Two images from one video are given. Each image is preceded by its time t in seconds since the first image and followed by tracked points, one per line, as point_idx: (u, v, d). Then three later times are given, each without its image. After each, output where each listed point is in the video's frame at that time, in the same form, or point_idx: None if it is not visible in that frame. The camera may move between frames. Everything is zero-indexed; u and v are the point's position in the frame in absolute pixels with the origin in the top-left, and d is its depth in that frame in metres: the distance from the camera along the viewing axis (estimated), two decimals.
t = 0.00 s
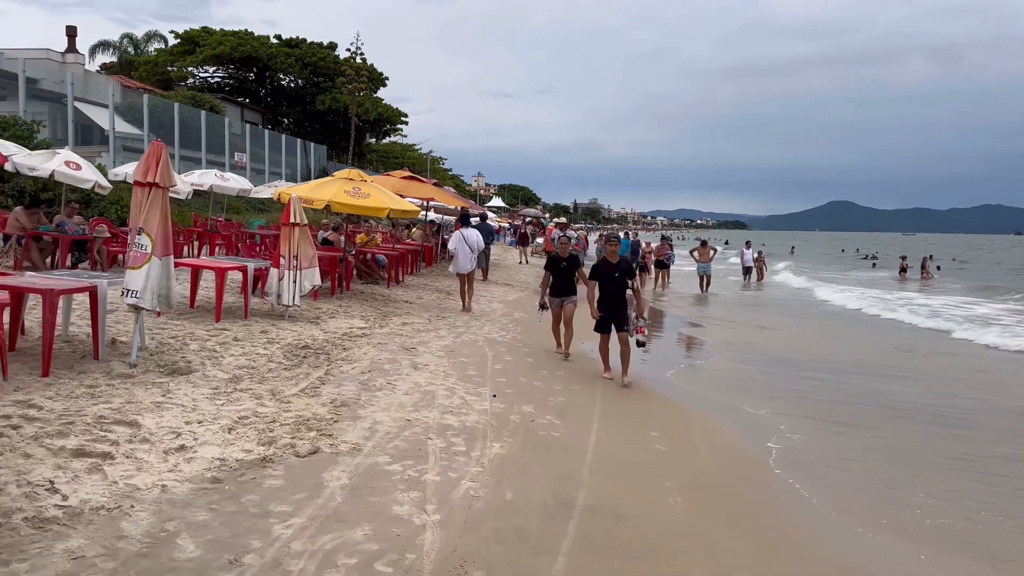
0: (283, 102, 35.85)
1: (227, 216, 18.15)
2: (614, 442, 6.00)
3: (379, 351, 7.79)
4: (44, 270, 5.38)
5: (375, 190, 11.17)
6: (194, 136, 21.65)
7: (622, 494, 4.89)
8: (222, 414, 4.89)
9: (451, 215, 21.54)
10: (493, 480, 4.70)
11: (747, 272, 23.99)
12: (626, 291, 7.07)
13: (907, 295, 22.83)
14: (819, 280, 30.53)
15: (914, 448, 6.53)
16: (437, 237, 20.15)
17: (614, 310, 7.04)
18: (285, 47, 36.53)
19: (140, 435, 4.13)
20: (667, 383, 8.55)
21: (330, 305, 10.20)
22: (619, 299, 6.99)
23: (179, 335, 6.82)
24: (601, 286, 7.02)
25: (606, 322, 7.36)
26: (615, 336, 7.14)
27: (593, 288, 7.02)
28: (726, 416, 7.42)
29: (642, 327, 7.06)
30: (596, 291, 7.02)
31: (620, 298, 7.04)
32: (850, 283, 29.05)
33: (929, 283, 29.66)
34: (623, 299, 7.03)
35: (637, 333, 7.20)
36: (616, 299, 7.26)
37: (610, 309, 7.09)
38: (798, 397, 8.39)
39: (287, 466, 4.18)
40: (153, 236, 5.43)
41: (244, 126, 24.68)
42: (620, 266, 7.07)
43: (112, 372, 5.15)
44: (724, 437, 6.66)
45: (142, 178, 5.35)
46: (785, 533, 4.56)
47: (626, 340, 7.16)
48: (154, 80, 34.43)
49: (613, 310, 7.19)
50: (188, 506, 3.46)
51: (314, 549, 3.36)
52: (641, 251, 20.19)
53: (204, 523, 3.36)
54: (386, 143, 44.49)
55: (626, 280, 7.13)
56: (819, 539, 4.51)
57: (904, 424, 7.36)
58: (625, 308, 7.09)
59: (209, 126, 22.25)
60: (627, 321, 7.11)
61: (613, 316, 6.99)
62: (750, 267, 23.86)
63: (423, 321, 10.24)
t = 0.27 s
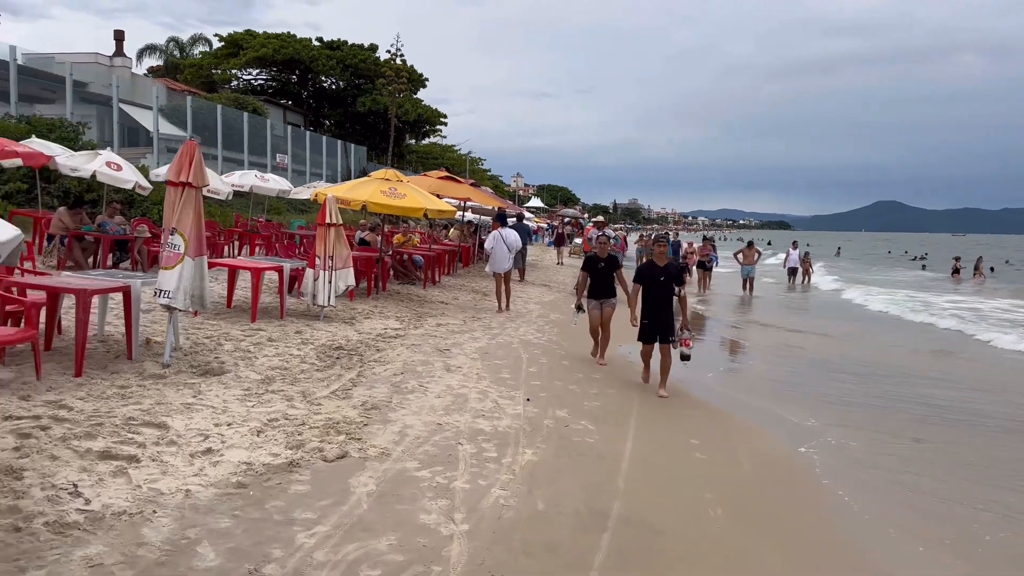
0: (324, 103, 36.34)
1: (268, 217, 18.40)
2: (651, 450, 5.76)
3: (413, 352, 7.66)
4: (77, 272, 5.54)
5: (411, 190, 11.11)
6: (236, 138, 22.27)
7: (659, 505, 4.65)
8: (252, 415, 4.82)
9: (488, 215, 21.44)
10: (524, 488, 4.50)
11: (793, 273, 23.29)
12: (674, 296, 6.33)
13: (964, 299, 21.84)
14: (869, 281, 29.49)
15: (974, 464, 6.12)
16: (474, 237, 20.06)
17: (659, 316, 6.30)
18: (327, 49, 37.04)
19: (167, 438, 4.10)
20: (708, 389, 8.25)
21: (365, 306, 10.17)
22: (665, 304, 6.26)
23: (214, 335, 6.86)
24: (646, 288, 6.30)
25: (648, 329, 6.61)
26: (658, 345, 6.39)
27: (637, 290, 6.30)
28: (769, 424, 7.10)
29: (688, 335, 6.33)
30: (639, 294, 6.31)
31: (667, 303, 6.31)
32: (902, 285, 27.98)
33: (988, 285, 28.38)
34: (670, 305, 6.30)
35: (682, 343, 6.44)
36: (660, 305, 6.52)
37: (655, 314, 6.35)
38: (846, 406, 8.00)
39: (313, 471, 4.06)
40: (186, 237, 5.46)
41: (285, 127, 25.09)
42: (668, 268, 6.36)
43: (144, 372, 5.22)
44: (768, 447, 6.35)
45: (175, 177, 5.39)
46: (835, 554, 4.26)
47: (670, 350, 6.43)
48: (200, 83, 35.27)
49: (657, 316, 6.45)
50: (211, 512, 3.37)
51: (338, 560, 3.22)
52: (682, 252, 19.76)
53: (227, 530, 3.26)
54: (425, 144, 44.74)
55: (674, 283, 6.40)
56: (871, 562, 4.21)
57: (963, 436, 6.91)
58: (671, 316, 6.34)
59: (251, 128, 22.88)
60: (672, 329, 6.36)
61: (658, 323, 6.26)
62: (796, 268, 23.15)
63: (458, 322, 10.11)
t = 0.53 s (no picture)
0: (363, 103, 36.66)
1: (306, 215, 18.57)
2: (692, 454, 5.49)
3: (447, 351, 7.47)
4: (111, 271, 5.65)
5: (446, 188, 11.01)
6: (276, 137, 22.72)
7: (702, 513, 4.39)
8: (284, 414, 4.74)
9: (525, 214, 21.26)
10: (560, 494, 4.25)
11: (839, 274, 22.53)
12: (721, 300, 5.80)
13: None
14: (920, 282, 28.40)
15: None
16: (510, 236, 19.89)
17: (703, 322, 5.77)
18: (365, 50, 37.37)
19: (198, 437, 4.05)
20: (751, 392, 7.91)
21: (400, 304, 10.10)
22: (709, 308, 5.73)
23: (249, 333, 6.85)
24: (688, 291, 5.79)
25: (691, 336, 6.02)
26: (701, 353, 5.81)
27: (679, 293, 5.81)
28: (817, 430, 6.76)
29: (736, 341, 5.85)
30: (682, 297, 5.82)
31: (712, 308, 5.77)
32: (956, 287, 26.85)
33: None
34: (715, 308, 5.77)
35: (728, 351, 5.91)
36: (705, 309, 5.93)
37: (698, 319, 5.80)
38: (900, 412, 7.57)
39: (344, 473, 3.92)
40: (220, 234, 5.43)
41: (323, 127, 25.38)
42: (713, 270, 5.85)
43: (178, 369, 5.23)
44: (816, 454, 6.02)
45: (209, 175, 5.38)
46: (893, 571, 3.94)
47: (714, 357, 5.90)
48: (241, 84, 35.90)
49: (701, 322, 5.91)
50: (238, 515, 3.27)
51: (367, 568, 3.07)
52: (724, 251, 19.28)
53: (253, 534, 3.15)
54: (462, 143, 44.80)
55: (720, 287, 5.86)
56: None
57: None
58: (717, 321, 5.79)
59: (290, 126, 23.36)
60: (717, 336, 5.81)
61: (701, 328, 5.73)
62: (842, 268, 22.39)
63: (493, 321, 9.96)
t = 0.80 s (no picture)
0: (393, 102, 36.78)
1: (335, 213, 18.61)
2: (728, 461, 5.15)
3: (474, 352, 7.23)
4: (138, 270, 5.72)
5: (475, 186, 10.88)
6: (307, 135, 22.91)
7: (740, 526, 4.08)
8: (307, 417, 4.60)
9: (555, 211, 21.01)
10: (590, 505, 3.94)
11: (879, 274, 21.85)
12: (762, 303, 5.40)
13: None
14: (965, 283, 27.39)
15: None
16: (539, 234, 19.67)
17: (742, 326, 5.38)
18: (396, 48, 37.49)
19: (219, 441, 3.95)
20: (789, 398, 7.55)
21: (428, 303, 9.97)
22: (750, 310, 5.35)
23: (275, 333, 6.80)
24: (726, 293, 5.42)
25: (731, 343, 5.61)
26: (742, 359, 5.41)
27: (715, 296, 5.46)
28: (861, 440, 6.37)
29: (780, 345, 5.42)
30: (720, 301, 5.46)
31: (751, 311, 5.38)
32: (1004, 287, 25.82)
33: None
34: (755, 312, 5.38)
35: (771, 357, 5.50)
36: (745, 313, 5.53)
37: (739, 322, 5.40)
38: (951, 421, 7.13)
39: (367, 481, 3.73)
40: (245, 233, 5.36)
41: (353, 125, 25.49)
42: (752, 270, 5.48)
43: (202, 371, 5.18)
44: (863, 465, 5.65)
45: (234, 173, 5.32)
46: None
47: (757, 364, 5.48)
48: (273, 83, 36.33)
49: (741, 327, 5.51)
50: (256, 524, 3.12)
51: None
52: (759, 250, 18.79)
53: (271, 545, 2.99)
54: (491, 141, 44.71)
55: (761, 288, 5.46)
56: None
57: None
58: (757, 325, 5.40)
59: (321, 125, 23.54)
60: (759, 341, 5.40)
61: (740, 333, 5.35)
62: (881, 268, 21.71)
63: (521, 320, 9.77)
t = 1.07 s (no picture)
0: (416, 98, 36.77)
1: (357, 210, 18.60)
2: (754, 465, 4.90)
3: (493, 351, 7.10)
4: (154, 266, 5.73)
5: (495, 182, 10.75)
6: (329, 132, 22.97)
7: (769, 537, 3.83)
8: (321, 419, 4.49)
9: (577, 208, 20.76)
10: (610, 514, 3.72)
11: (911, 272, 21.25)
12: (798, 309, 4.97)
13: None
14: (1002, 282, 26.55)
15: None
16: (561, 231, 19.46)
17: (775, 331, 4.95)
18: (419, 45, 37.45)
19: (229, 443, 3.87)
20: (818, 401, 7.24)
21: (447, 301, 9.85)
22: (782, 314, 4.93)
23: (291, 331, 6.70)
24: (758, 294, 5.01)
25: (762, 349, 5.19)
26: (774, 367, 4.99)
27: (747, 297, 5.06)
28: (894, 446, 6.07)
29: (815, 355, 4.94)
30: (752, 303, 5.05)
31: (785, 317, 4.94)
32: None
33: None
34: (790, 317, 4.94)
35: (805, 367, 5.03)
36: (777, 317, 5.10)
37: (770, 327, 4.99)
38: (991, 427, 6.78)
39: (378, 485, 3.58)
40: (260, 230, 5.27)
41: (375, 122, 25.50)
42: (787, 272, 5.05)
43: (215, 370, 5.11)
44: (898, 475, 5.34)
45: (249, 168, 5.23)
46: None
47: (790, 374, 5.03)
48: (297, 80, 36.55)
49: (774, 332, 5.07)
50: (262, 532, 3.01)
51: None
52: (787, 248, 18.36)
53: (276, 554, 2.87)
54: (514, 137, 44.51)
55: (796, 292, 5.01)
56: None
57: None
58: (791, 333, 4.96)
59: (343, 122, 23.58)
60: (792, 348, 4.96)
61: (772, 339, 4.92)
62: (913, 267, 21.13)
63: (542, 319, 9.60)
